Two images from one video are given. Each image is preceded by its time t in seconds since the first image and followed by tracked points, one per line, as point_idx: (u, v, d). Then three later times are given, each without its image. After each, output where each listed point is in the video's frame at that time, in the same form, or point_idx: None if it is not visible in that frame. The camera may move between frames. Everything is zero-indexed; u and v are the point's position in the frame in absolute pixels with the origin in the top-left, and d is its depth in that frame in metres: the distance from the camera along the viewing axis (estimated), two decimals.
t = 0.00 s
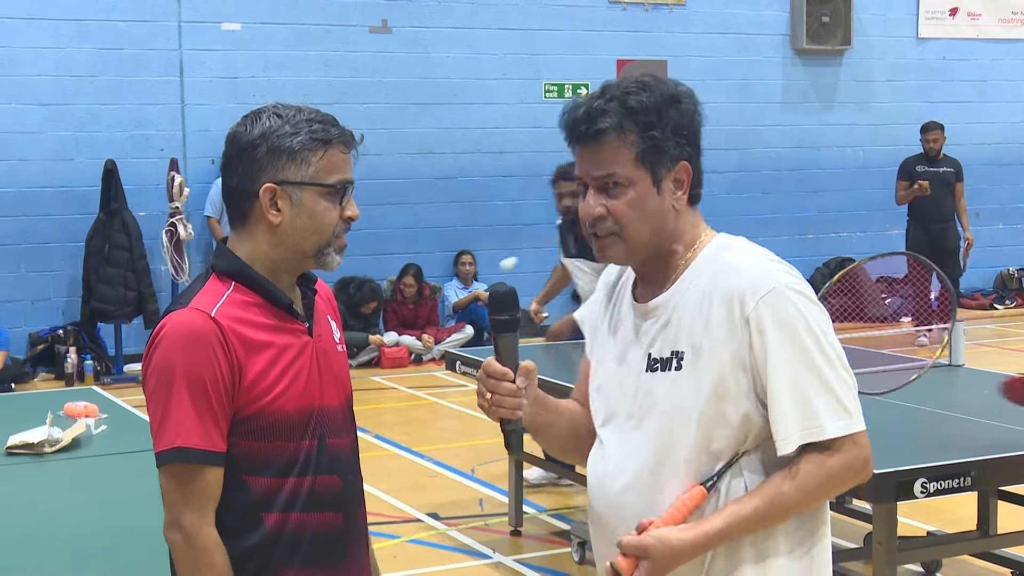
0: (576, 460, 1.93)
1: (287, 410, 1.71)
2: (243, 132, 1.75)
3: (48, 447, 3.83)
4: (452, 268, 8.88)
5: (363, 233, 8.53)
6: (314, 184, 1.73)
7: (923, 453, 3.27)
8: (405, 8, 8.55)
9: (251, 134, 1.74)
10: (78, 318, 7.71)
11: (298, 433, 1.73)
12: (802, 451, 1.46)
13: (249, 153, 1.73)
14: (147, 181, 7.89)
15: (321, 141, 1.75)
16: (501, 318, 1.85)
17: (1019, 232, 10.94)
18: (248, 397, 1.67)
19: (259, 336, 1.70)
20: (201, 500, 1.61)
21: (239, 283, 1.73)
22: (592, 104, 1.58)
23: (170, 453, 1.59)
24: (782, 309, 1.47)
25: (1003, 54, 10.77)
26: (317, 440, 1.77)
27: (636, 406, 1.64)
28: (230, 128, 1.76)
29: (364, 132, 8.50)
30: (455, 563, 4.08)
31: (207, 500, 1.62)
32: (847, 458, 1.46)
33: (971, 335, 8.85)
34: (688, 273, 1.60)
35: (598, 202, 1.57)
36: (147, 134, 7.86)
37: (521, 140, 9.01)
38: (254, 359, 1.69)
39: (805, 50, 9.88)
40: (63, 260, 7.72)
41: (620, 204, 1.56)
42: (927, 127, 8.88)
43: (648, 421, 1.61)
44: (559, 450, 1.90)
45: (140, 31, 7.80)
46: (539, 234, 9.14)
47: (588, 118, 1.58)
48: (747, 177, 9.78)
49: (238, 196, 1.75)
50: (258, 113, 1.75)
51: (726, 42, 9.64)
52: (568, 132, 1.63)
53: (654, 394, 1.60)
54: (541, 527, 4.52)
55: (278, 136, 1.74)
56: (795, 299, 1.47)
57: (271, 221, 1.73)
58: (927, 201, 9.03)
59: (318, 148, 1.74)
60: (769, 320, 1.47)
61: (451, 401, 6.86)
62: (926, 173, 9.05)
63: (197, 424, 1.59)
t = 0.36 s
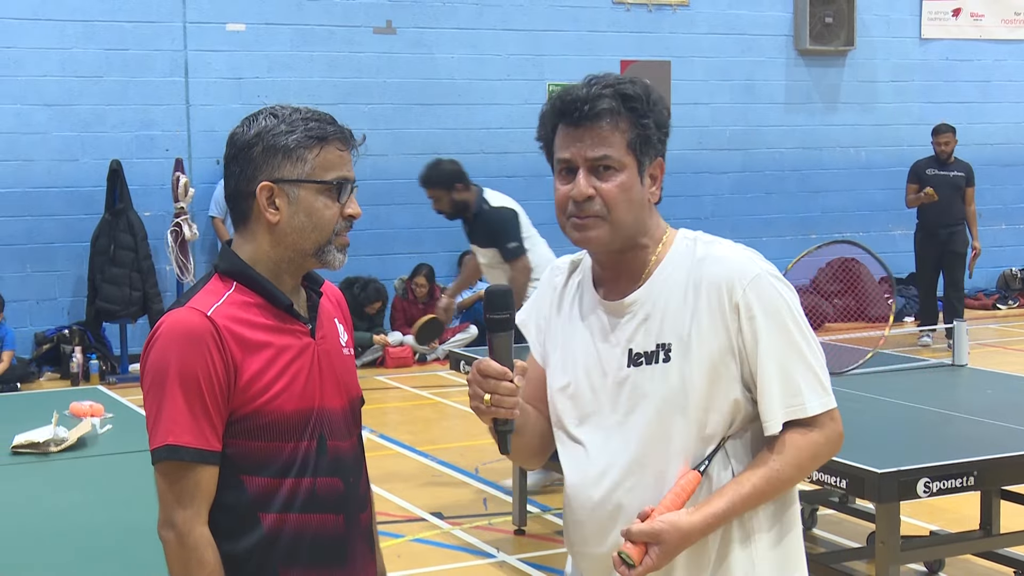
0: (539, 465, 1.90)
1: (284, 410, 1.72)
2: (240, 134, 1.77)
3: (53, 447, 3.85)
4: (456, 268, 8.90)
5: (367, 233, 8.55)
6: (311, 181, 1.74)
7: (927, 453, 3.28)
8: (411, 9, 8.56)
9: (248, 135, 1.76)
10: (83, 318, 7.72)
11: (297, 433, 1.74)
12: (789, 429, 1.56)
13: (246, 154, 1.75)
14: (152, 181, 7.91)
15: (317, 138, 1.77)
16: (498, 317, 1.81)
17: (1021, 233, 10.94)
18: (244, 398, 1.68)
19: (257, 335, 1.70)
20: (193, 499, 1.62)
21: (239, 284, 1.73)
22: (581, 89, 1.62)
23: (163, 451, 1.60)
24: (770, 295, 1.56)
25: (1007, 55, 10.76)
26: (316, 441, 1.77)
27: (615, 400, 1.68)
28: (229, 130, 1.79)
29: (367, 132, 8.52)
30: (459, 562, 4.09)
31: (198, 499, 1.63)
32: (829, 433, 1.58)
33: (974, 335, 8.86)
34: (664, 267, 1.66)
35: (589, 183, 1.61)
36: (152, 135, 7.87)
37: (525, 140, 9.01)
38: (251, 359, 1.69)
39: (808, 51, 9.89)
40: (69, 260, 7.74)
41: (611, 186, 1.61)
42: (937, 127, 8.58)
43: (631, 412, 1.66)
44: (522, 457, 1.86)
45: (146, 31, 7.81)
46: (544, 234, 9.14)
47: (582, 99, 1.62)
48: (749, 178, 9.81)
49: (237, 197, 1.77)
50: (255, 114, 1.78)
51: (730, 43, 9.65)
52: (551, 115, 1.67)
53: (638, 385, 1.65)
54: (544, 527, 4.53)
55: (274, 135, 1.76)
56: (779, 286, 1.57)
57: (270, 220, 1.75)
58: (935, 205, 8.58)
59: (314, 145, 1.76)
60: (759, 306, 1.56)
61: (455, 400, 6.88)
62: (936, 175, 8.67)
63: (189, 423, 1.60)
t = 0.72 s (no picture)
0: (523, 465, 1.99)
1: (292, 408, 1.76)
2: (250, 136, 1.81)
3: (67, 444, 3.95)
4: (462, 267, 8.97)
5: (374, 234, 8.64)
6: (321, 181, 1.78)
7: (925, 450, 3.36)
8: (418, 14, 8.65)
9: (258, 137, 1.80)
10: (96, 317, 7.81)
11: (305, 430, 1.78)
12: (769, 421, 1.64)
13: (257, 155, 1.79)
14: (164, 183, 7.99)
15: (326, 138, 1.80)
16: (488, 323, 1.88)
17: (1017, 234, 10.98)
18: (251, 396, 1.72)
19: (264, 335, 1.74)
20: (198, 495, 1.67)
21: (250, 283, 1.78)
22: (561, 102, 1.67)
23: (168, 448, 1.65)
24: (749, 293, 1.65)
25: (1002, 59, 10.81)
26: (326, 439, 1.81)
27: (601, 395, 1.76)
28: (240, 133, 1.82)
29: (375, 135, 8.60)
30: (466, 557, 4.18)
31: (203, 495, 1.67)
32: (807, 424, 1.66)
33: (970, 335, 8.93)
34: (645, 266, 1.75)
35: (577, 193, 1.67)
36: (164, 137, 7.96)
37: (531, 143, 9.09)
38: (259, 358, 1.73)
39: (808, 55, 9.97)
40: (83, 260, 7.83)
41: (597, 195, 1.67)
42: (947, 127, 8.51)
43: (617, 407, 1.73)
44: (509, 455, 1.93)
45: (158, 36, 7.90)
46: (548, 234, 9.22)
47: (563, 113, 1.66)
48: (750, 180, 9.91)
49: (249, 197, 1.81)
50: (264, 117, 1.81)
51: (731, 47, 9.74)
52: (529, 126, 1.71)
53: (623, 382, 1.73)
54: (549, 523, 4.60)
55: (284, 136, 1.79)
56: (757, 285, 1.66)
57: (281, 219, 1.78)
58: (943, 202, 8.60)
59: (323, 145, 1.79)
60: (739, 304, 1.65)
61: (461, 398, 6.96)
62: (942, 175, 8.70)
63: (194, 421, 1.65)
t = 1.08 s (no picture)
0: (529, 453, 2.09)
1: (302, 403, 1.82)
2: (261, 141, 1.89)
3: (84, 439, 4.08)
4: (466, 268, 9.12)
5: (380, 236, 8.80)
6: (330, 183, 1.85)
7: (915, 446, 3.50)
8: (424, 23, 8.79)
9: (268, 142, 1.88)
10: (111, 316, 7.97)
11: (314, 425, 1.84)
12: (762, 419, 1.71)
13: (267, 160, 1.87)
14: (177, 186, 8.14)
15: (335, 143, 1.88)
16: (498, 317, 1.93)
17: (1005, 236, 11.09)
18: (262, 392, 1.79)
19: (275, 332, 1.81)
20: (214, 488, 1.73)
21: (260, 283, 1.84)
22: (578, 110, 1.75)
23: (184, 443, 1.71)
24: (749, 293, 1.72)
25: (990, 66, 10.93)
26: (335, 433, 1.87)
27: (602, 382, 1.84)
28: (250, 138, 1.90)
29: (381, 139, 8.75)
30: (469, 549, 4.32)
31: (219, 488, 1.73)
32: (798, 424, 1.72)
33: (958, 334, 9.06)
34: (651, 263, 1.84)
35: (595, 197, 1.76)
36: (177, 142, 8.11)
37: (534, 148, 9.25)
38: (269, 355, 1.80)
39: (801, 62, 10.11)
40: (98, 261, 7.99)
41: (613, 198, 1.76)
42: (938, 134, 8.77)
43: (615, 394, 1.82)
44: (515, 442, 2.03)
45: (172, 44, 8.05)
46: (549, 237, 9.37)
47: (581, 121, 1.74)
48: (746, 183, 10.05)
49: (259, 201, 1.88)
50: (273, 123, 1.89)
51: (727, 55, 9.88)
52: (546, 130, 1.79)
53: (622, 370, 1.82)
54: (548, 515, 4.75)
55: (294, 141, 1.87)
56: (757, 286, 1.73)
57: (292, 221, 1.86)
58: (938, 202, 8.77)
59: (332, 149, 1.87)
60: (738, 302, 1.72)
61: (464, 394, 7.11)
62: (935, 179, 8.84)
63: (208, 415, 1.71)
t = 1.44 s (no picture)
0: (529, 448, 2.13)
1: (306, 400, 1.82)
2: (271, 144, 1.88)
3: (95, 434, 4.23)
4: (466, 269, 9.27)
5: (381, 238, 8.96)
6: (338, 189, 1.86)
7: (900, 441, 3.65)
8: (424, 31, 8.94)
9: (278, 145, 1.88)
10: (122, 315, 8.12)
11: (317, 421, 1.84)
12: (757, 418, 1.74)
13: (277, 162, 1.86)
14: (186, 189, 8.30)
15: (344, 150, 1.88)
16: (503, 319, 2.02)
17: (986, 238, 11.23)
18: (269, 387, 1.78)
19: (281, 330, 1.81)
20: (223, 481, 1.71)
21: (265, 282, 1.84)
22: (599, 107, 1.79)
23: (193, 438, 1.69)
24: (750, 295, 1.75)
25: (973, 74, 11.07)
26: (337, 429, 1.88)
27: (602, 377, 1.87)
28: (260, 140, 1.90)
29: (383, 144, 8.90)
30: (468, 540, 4.47)
31: (228, 481, 1.72)
32: (793, 424, 1.76)
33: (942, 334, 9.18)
34: (655, 262, 1.87)
35: (609, 193, 1.80)
36: (186, 146, 8.27)
37: (531, 152, 9.41)
38: (275, 352, 1.80)
39: (790, 69, 10.26)
40: (110, 262, 8.14)
41: (626, 195, 1.80)
42: (919, 137, 8.84)
43: (616, 389, 1.85)
44: (520, 437, 2.06)
45: (181, 51, 8.20)
46: (546, 239, 9.53)
47: (602, 117, 1.78)
48: (737, 186, 10.20)
49: (266, 201, 1.88)
50: (284, 127, 1.89)
51: (718, 62, 10.03)
52: (565, 125, 1.83)
53: (623, 365, 1.84)
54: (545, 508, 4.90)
55: (305, 146, 1.87)
56: (758, 289, 1.76)
57: (298, 223, 1.85)
58: (919, 203, 8.87)
59: (341, 156, 1.87)
60: (739, 303, 1.75)
61: (464, 391, 7.27)
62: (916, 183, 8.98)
63: (218, 411, 1.70)
